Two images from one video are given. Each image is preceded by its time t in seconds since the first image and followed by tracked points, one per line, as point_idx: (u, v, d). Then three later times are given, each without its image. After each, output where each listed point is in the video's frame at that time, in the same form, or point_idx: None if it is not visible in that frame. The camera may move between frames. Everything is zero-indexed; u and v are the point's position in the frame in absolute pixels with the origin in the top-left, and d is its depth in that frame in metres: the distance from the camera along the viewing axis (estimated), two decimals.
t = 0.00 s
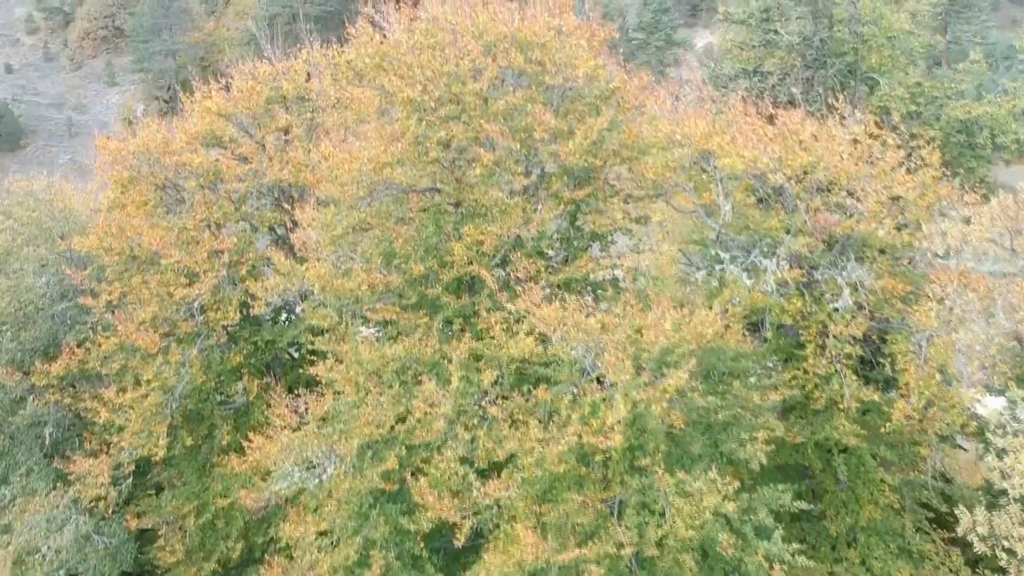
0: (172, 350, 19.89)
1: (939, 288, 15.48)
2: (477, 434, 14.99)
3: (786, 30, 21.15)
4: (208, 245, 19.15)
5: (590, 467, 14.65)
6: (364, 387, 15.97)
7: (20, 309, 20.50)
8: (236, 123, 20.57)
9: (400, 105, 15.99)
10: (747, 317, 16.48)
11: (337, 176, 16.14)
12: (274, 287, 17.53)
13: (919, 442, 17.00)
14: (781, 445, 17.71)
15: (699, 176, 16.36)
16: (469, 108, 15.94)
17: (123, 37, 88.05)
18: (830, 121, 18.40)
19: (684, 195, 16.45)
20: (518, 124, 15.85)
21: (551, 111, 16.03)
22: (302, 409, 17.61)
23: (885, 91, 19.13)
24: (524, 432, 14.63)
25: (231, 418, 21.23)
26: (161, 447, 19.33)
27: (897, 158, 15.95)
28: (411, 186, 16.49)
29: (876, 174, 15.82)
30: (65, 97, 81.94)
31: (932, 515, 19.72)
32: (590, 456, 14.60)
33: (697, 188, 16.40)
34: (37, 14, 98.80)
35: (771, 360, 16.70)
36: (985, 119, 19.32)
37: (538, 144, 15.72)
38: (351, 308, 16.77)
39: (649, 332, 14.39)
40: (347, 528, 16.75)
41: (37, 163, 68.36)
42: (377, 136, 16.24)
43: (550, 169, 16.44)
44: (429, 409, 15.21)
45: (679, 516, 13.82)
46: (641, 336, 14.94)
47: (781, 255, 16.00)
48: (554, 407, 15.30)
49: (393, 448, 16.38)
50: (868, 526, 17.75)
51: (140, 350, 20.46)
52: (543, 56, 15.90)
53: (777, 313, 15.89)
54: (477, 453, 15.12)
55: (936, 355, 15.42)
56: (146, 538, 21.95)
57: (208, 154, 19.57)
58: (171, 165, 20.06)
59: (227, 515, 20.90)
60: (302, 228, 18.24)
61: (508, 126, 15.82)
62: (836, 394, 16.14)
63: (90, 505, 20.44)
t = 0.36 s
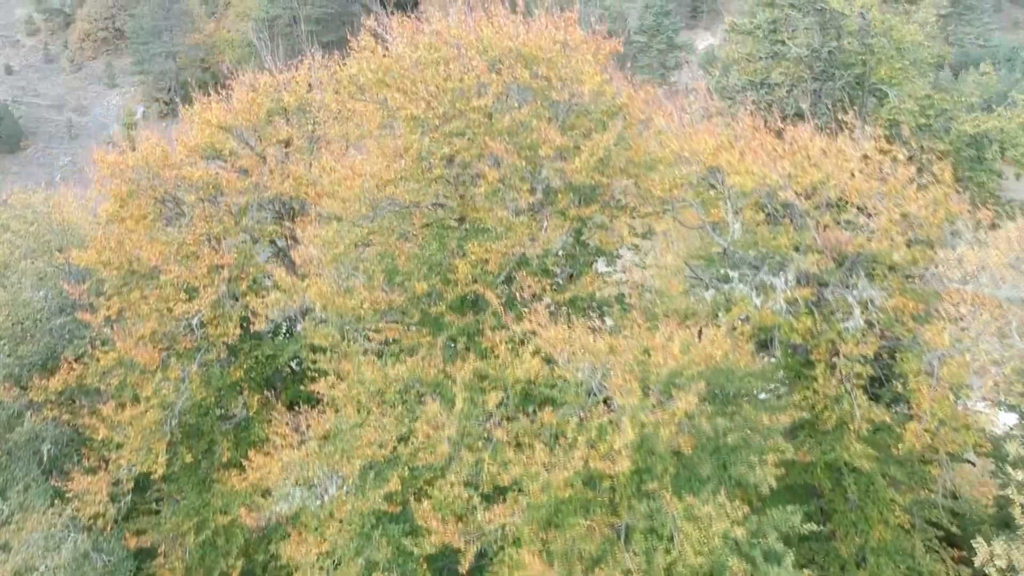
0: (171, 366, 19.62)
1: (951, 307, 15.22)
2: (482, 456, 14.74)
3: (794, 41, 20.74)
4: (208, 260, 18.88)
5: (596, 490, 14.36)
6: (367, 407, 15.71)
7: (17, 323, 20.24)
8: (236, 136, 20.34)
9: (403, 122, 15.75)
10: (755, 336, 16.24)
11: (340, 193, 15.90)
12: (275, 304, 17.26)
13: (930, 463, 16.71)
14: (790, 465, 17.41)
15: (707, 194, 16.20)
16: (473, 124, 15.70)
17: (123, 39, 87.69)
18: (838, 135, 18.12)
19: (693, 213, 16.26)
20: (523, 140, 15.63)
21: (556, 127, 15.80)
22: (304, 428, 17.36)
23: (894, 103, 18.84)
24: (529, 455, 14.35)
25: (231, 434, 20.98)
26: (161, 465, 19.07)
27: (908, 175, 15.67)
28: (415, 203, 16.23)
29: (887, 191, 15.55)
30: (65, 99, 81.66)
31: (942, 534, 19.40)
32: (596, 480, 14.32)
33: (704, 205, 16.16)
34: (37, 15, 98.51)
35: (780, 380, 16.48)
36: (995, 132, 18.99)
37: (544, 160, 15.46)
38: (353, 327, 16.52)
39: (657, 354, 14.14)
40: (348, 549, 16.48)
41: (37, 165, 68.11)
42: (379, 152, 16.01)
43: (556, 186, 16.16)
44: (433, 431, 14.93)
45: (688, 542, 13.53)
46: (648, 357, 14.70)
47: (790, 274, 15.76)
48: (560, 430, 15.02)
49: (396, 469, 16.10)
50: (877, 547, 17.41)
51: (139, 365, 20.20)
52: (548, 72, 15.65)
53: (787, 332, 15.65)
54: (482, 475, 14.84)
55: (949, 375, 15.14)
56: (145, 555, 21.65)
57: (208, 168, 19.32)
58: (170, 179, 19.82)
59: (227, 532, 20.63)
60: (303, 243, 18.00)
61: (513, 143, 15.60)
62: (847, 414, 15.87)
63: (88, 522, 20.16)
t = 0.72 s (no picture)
0: (171, 382, 19.36)
1: (966, 328, 14.93)
2: (486, 480, 14.46)
3: (802, 52, 20.38)
4: (207, 276, 18.62)
5: (603, 516, 14.10)
6: (369, 429, 15.45)
7: (15, 338, 19.95)
8: (237, 149, 20.08)
9: (406, 139, 15.49)
10: (765, 356, 15.96)
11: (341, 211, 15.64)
12: (276, 321, 17.00)
13: (942, 484, 16.43)
14: (798, 485, 17.15)
15: (715, 211, 15.91)
16: (477, 141, 15.44)
17: (123, 40, 87.39)
18: (849, 150, 17.80)
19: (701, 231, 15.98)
20: (528, 157, 15.37)
21: (562, 144, 15.54)
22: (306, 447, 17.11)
23: (904, 116, 18.52)
24: (535, 480, 14.09)
25: (231, 450, 20.71)
26: (160, 483, 18.81)
27: (921, 193, 15.38)
28: (418, 221, 15.96)
29: (899, 210, 15.27)
30: (65, 101, 81.36)
31: (952, 553, 19.14)
32: (603, 505, 14.06)
33: (712, 222, 15.89)
34: (38, 17, 98.25)
35: (790, 400, 16.21)
36: (1007, 147, 18.67)
37: (550, 178, 15.19)
38: (355, 346, 16.25)
39: (665, 377, 13.86)
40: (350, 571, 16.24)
41: (37, 167, 67.84)
42: (382, 168, 15.75)
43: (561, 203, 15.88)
44: (436, 454, 14.67)
45: (697, 570, 13.27)
46: (656, 379, 14.44)
47: (800, 293, 15.49)
48: (566, 453, 14.76)
49: (399, 491, 15.84)
50: (887, 568, 17.15)
51: (138, 382, 19.93)
52: (554, 88, 15.38)
53: (797, 352, 15.37)
54: (487, 500, 14.57)
55: (962, 398, 14.85)
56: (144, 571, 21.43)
57: (208, 182, 19.06)
58: (170, 193, 19.57)
59: (227, 549, 20.38)
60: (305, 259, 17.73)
61: (518, 160, 15.33)
62: (858, 436, 15.60)
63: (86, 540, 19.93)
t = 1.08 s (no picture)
0: (170, 400, 19.06)
1: (979, 349, 14.62)
2: (491, 506, 14.15)
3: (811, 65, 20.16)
4: (207, 292, 18.33)
5: (611, 543, 13.80)
6: (372, 451, 15.15)
7: (12, 354, 19.66)
8: (238, 161, 19.84)
9: (410, 156, 15.20)
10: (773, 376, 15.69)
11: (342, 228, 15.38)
12: (277, 340, 16.71)
13: (954, 506, 16.14)
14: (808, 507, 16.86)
15: (724, 229, 15.60)
16: (482, 159, 15.18)
17: (123, 42, 87.11)
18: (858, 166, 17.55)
19: (709, 249, 15.60)
20: (534, 174, 15.10)
21: (569, 161, 15.26)
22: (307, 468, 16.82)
23: (914, 130, 18.25)
24: (542, 506, 13.79)
25: (231, 467, 20.42)
26: (159, 502, 18.51)
27: (934, 212, 15.07)
28: (421, 239, 15.66)
29: (912, 229, 14.97)
30: (65, 102, 81.11)
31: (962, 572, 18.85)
32: (611, 531, 13.76)
33: (721, 240, 15.58)
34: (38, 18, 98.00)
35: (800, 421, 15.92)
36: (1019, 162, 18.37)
37: (556, 197, 14.89)
38: (358, 367, 15.95)
39: (674, 401, 13.57)
40: None
41: (37, 169, 67.59)
42: (384, 185, 15.46)
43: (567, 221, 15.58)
44: (440, 478, 14.37)
45: None
46: (664, 402, 14.16)
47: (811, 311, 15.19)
48: (572, 477, 14.46)
49: (402, 514, 15.56)
50: None
51: (137, 398, 19.64)
52: (560, 105, 15.09)
53: (808, 374, 15.06)
54: (492, 525, 14.28)
55: (976, 421, 14.55)
56: None
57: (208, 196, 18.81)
58: (170, 207, 19.30)
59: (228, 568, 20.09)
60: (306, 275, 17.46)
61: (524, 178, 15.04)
62: (869, 458, 15.31)
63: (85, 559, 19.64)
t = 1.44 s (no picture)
0: (169, 417, 18.77)
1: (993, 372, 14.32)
2: (496, 533, 13.86)
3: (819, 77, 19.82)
4: (207, 309, 18.03)
5: (618, 571, 13.50)
6: (374, 474, 14.86)
7: (8, 370, 19.36)
8: (238, 174, 19.64)
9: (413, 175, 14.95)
10: (783, 397, 15.40)
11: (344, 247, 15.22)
12: (277, 358, 16.44)
13: (968, 530, 15.83)
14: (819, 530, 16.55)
15: (733, 247, 15.23)
16: (486, 176, 14.90)
17: (123, 43, 86.83)
18: (868, 181, 17.28)
19: (716, 266, 14.99)
20: (539, 192, 14.83)
21: (574, 178, 14.99)
22: (308, 489, 16.52)
23: (924, 144, 17.98)
24: (548, 533, 13.49)
25: (231, 484, 20.13)
26: (157, 522, 18.22)
27: (948, 230, 14.77)
28: (425, 259, 15.37)
29: (924, 248, 14.68)
30: (66, 104, 80.81)
31: None
32: (618, 559, 13.46)
33: (730, 259, 15.28)
34: (37, 18, 97.74)
35: (810, 443, 15.65)
36: None
37: (563, 215, 14.61)
38: (360, 387, 15.67)
39: (683, 426, 13.27)
40: None
41: (37, 171, 67.31)
42: (387, 203, 15.19)
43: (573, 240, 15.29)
44: (443, 504, 14.06)
45: None
46: (672, 426, 13.86)
47: (822, 332, 14.90)
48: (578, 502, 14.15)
49: (404, 538, 15.25)
50: None
51: (135, 415, 19.34)
52: (567, 122, 14.82)
53: (819, 395, 14.76)
54: (496, 552, 13.97)
55: (991, 445, 14.24)
56: None
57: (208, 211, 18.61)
58: (169, 222, 19.04)
59: None
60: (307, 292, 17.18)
61: (529, 196, 14.78)
62: (881, 482, 14.99)
63: None
